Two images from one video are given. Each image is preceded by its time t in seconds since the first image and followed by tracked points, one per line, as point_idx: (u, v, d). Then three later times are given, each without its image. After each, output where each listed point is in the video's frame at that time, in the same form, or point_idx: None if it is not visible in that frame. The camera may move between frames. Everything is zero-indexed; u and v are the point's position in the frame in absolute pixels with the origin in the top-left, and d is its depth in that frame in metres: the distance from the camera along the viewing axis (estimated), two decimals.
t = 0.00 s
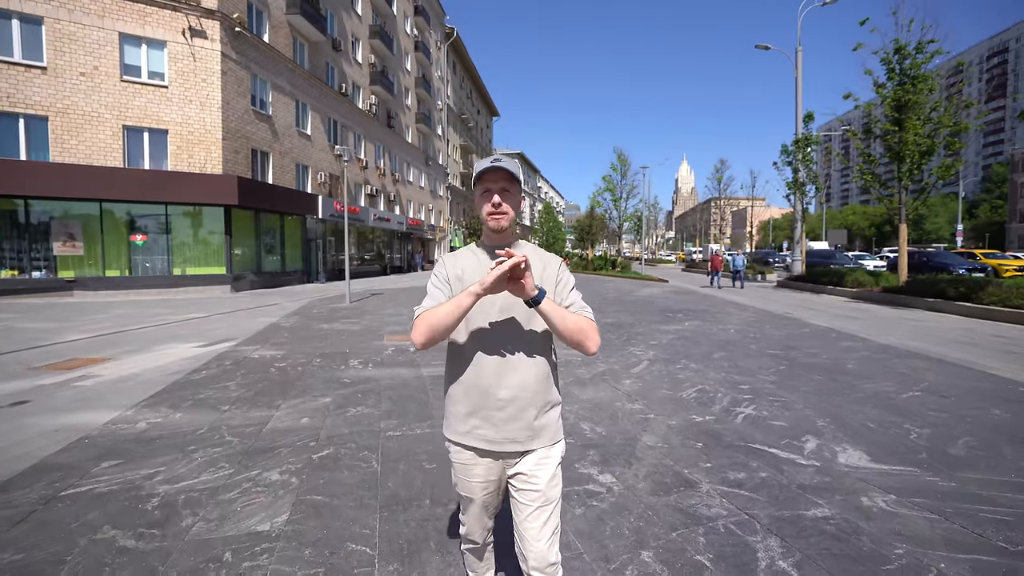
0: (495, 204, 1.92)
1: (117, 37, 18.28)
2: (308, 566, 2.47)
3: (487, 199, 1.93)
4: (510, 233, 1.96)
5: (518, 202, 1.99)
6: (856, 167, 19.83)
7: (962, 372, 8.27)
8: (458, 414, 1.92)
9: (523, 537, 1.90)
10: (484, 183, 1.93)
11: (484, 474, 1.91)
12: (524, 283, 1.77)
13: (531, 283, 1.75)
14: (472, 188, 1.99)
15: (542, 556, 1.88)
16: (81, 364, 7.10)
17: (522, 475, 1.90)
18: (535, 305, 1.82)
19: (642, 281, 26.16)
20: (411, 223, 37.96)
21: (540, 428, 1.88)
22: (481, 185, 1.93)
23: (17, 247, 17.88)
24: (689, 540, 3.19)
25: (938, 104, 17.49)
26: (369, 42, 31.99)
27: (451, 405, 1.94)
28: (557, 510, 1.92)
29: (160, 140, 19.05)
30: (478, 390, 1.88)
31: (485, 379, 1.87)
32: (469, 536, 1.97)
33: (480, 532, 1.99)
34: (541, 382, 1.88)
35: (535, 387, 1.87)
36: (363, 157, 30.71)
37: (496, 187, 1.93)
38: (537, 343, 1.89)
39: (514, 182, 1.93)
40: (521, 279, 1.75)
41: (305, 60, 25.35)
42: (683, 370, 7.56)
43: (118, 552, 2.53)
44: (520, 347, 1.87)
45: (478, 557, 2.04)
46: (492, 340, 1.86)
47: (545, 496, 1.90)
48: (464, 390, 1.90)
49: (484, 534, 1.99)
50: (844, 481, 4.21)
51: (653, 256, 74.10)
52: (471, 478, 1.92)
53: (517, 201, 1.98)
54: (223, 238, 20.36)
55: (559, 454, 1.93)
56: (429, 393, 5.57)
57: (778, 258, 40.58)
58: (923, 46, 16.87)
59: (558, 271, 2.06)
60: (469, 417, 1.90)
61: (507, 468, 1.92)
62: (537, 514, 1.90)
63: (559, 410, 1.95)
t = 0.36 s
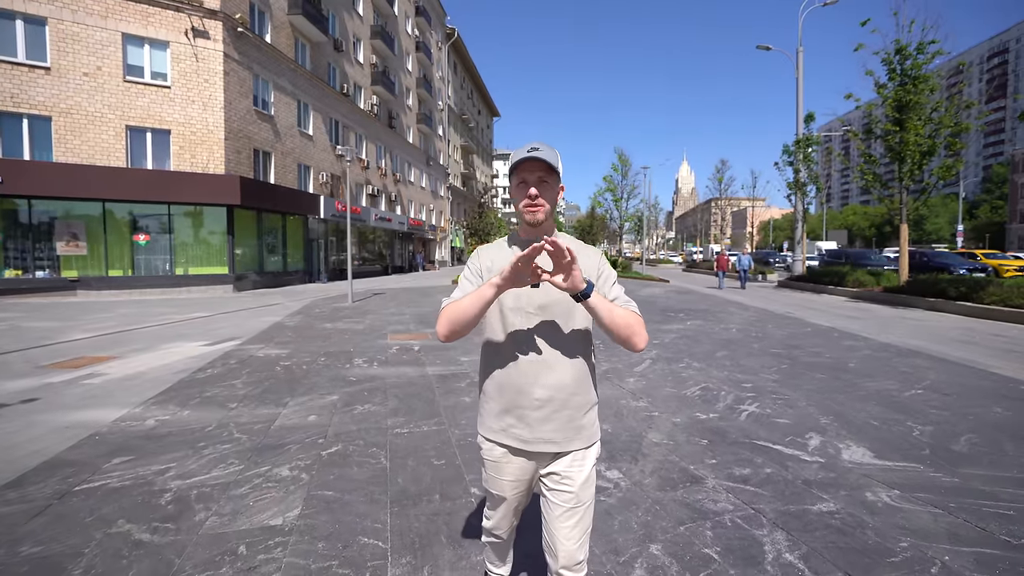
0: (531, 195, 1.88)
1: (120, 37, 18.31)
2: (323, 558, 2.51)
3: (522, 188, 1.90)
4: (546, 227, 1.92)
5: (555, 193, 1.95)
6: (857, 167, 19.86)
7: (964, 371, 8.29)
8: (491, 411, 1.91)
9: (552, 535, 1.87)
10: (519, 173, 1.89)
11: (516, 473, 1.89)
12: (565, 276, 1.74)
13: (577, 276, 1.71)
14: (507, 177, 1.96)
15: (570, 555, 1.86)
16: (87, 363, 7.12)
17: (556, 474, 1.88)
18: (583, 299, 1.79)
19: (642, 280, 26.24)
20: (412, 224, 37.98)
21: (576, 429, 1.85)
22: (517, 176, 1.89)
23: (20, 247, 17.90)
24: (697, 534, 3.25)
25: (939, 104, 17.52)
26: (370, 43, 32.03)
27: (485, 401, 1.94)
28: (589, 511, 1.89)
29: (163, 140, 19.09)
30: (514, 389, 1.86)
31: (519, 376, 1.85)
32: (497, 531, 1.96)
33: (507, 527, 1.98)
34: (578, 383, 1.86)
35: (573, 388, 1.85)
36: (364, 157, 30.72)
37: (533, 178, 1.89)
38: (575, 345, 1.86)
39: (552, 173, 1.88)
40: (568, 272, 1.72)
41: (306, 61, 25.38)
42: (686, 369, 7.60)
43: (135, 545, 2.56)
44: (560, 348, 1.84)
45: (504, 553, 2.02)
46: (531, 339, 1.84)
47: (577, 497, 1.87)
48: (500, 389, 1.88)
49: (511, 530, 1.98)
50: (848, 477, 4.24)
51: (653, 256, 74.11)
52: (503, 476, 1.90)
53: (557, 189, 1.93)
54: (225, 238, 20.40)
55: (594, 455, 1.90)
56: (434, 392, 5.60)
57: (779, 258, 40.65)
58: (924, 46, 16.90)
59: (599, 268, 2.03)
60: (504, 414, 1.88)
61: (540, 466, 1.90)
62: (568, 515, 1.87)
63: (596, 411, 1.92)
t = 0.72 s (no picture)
0: (559, 201, 1.84)
1: (114, 36, 18.20)
2: (329, 558, 2.51)
3: (546, 191, 1.87)
4: (572, 234, 1.87)
5: (584, 198, 1.90)
6: (851, 168, 20.02)
7: (957, 370, 8.37)
8: (517, 415, 1.90)
9: (572, 536, 1.87)
10: (545, 176, 1.86)
11: (540, 475, 1.87)
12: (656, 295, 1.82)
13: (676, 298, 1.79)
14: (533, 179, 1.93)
15: (590, 557, 1.85)
16: (84, 364, 7.08)
17: (579, 481, 1.86)
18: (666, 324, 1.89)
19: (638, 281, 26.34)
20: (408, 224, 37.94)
21: (602, 437, 1.85)
22: (544, 178, 1.85)
23: (13, 247, 17.75)
24: (699, 531, 3.28)
25: (932, 106, 17.72)
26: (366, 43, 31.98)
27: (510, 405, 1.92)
28: (612, 515, 1.88)
29: (157, 140, 18.99)
30: (543, 397, 1.84)
31: (546, 383, 1.84)
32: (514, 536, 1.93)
33: (525, 532, 1.94)
34: (606, 392, 1.85)
35: (601, 397, 1.84)
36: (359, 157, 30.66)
37: (561, 181, 1.85)
38: (606, 355, 1.84)
39: (580, 177, 1.83)
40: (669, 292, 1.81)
41: (302, 60, 25.31)
42: (684, 369, 7.64)
43: (139, 546, 2.55)
44: (589, 361, 1.83)
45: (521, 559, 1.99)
46: (556, 349, 1.82)
47: (601, 501, 1.85)
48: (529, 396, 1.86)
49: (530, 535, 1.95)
50: (845, 475, 4.27)
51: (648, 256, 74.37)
52: (525, 479, 1.88)
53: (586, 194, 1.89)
54: (220, 238, 20.32)
55: (619, 460, 1.89)
56: (434, 392, 5.60)
57: (773, 258, 40.91)
58: (917, 49, 17.06)
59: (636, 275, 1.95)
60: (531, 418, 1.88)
61: (564, 470, 1.88)
62: (590, 517, 1.86)
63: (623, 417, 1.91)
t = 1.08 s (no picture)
0: (562, 207, 1.82)
1: (90, 31, 17.80)
2: (320, 561, 2.48)
3: (550, 197, 1.85)
4: (576, 241, 1.86)
5: (589, 203, 1.89)
6: (830, 170, 20.33)
7: (933, 366, 8.56)
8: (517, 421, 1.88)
9: (571, 538, 1.86)
10: (550, 181, 1.83)
11: (540, 478, 1.85)
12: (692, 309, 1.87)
13: (713, 320, 1.84)
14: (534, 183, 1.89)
15: (590, 558, 1.85)
16: (62, 367, 6.92)
17: (580, 483, 1.86)
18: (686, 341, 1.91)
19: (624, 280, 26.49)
20: (392, 224, 37.72)
21: (603, 440, 1.86)
22: (548, 184, 1.83)
23: None
24: (688, 527, 3.30)
25: (907, 111, 18.02)
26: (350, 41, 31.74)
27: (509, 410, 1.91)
28: (612, 516, 1.88)
29: (136, 138, 18.64)
30: (546, 401, 1.83)
31: (549, 389, 1.83)
32: (508, 551, 1.87)
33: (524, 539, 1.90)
34: (609, 398, 1.86)
35: (604, 402, 1.84)
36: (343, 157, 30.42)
37: (564, 186, 1.83)
38: (609, 362, 1.84)
39: (585, 182, 1.82)
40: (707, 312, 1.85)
41: (285, 58, 25.03)
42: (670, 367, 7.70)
43: (124, 553, 2.50)
44: (593, 366, 1.83)
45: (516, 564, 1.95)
46: (557, 355, 1.82)
47: (603, 503, 1.85)
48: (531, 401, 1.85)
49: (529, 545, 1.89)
50: (828, 470, 4.34)
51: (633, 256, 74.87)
52: (524, 484, 1.85)
53: (589, 199, 1.87)
54: (201, 238, 20.02)
55: (621, 461, 1.90)
56: (422, 393, 5.57)
57: (755, 258, 41.48)
58: (893, 54, 17.38)
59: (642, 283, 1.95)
60: (533, 423, 1.87)
61: (564, 472, 1.87)
62: (591, 519, 1.86)
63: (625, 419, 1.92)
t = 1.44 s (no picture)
0: (567, 207, 1.83)
1: (62, 24, 17.32)
2: (312, 564, 2.45)
3: (552, 197, 1.84)
4: (575, 242, 1.86)
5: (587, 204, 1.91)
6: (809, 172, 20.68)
7: (910, 363, 8.75)
8: (513, 427, 1.85)
9: (570, 544, 1.87)
10: (552, 180, 1.83)
11: (539, 486, 1.83)
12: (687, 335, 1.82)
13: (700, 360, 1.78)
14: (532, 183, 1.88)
15: (590, 564, 1.87)
16: (37, 371, 6.73)
17: (579, 489, 1.86)
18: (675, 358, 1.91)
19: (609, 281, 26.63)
20: (376, 224, 37.46)
21: (603, 445, 1.86)
22: (550, 184, 1.82)
23: None
24: (678, 524, 3.33)
25: (883, 115, 18.39)
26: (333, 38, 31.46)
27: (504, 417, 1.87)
28: (609, 520, 1.90)
29: (111, 134, 18.22)
30: (544, 407, 1.81)
31: (548, 395, 1.81)
32: (503, 565, 1.83)
33: (522, 549, 1.86)
34: (608, 401, 1.86)
35: (602, 406, 1.84)
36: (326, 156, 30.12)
37: (567, 186, 1.84)
38: (608, 363, 1.84)
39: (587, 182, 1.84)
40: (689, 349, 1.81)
41: (266, 55, 24.71)
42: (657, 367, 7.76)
43: (108, 561, 2.43)
44: (592, 369, 1.82)
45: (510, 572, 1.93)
46: (554, 357, 1.80)
47: (601, 508, 1.87)
48: (529, 406, 1.82)
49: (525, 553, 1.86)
50: (812, 465, 4.40)
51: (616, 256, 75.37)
52: (523, 492, 1.82)
53: (587, 199, 1.90)
54: (179, 238, 19.66)
55: (619, 465, 1.91)
56: (410, 394, 5.53)
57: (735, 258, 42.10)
58: (869, 59, 17.75)
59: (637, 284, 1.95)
60: (531, 429, 1.84)
61: (563, 478, 1.86)
62: (590, 526, 1.87)
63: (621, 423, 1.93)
